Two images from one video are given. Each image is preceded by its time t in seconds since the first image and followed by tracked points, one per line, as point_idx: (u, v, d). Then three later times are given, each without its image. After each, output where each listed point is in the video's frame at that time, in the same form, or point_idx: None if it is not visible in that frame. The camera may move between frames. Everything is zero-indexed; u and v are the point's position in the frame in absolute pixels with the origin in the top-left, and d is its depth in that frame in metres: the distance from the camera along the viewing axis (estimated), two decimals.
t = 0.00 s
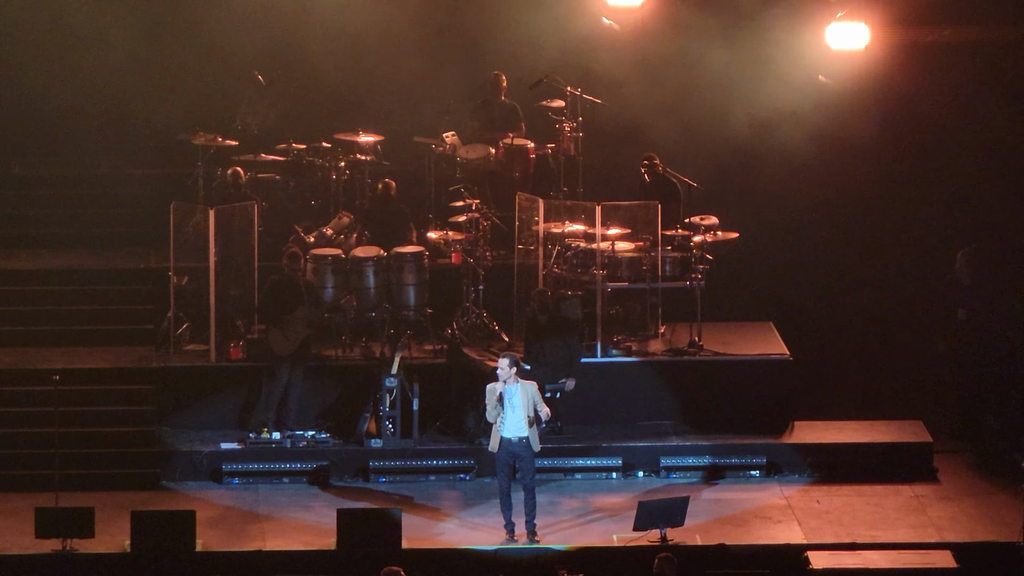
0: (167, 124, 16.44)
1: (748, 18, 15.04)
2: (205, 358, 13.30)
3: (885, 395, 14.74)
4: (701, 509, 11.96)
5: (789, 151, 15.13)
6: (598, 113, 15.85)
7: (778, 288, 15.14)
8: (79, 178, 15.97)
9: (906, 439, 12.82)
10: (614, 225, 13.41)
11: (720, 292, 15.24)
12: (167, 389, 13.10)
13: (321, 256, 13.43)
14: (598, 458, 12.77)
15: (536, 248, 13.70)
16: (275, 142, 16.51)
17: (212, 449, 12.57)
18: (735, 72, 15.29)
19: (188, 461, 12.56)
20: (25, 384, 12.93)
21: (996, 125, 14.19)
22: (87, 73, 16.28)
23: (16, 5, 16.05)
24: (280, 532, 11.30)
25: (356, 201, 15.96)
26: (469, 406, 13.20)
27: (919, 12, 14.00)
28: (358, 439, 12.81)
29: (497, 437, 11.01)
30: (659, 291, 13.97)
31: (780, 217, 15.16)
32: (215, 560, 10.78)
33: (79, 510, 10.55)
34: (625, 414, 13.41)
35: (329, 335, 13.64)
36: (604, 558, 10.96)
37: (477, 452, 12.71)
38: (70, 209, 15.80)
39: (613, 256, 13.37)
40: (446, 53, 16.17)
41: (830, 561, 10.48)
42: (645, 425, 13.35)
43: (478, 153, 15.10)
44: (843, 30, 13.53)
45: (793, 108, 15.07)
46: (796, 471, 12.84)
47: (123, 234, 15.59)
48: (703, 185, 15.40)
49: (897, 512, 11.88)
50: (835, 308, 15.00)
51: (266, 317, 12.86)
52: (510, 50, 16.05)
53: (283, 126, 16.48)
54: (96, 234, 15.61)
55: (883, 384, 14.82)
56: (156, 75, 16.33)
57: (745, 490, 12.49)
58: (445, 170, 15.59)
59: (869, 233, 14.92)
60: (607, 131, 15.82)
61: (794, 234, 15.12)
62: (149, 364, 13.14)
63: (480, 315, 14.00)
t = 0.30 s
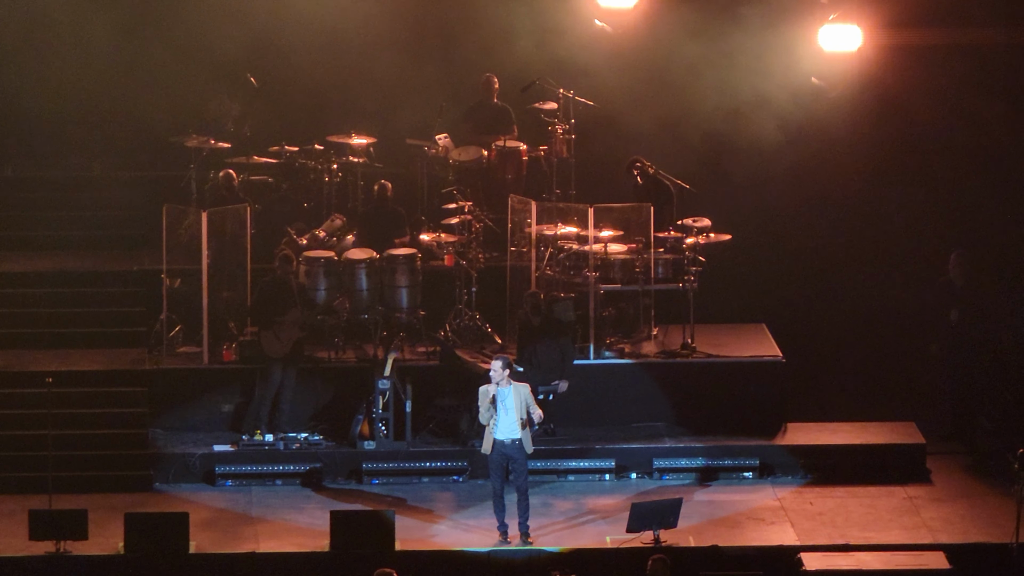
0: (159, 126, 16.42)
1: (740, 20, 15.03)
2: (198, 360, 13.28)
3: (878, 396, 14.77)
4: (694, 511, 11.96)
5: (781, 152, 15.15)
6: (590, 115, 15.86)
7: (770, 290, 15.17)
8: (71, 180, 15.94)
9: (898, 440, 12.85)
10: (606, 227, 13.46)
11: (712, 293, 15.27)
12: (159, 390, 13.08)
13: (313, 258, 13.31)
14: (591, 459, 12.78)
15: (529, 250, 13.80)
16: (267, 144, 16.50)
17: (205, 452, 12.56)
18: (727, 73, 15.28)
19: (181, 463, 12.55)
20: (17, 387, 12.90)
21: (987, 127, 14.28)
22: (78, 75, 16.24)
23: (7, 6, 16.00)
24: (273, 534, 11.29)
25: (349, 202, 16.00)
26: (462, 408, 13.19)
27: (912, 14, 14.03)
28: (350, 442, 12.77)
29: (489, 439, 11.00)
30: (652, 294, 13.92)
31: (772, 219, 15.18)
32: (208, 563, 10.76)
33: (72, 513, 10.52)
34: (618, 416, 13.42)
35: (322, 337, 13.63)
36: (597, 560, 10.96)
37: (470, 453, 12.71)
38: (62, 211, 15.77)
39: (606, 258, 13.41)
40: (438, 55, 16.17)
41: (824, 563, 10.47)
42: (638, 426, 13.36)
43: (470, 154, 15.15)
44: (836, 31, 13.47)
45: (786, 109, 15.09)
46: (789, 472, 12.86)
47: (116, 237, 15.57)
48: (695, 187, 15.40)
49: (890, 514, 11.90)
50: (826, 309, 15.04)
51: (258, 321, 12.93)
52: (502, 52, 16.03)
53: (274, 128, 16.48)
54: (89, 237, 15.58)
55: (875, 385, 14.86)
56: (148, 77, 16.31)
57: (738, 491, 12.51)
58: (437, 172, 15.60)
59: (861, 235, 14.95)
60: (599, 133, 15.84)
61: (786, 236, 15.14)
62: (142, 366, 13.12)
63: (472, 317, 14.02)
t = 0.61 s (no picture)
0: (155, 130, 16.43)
1: (736, 22, 15.00)
2: (193, 364, 13.28)
3: (872, 402, 14.80)
4: (690, 516, 11.98)
5: (778, 156, 15.18)
6: (587, 119, 15.89)
7: (765, 295, 15.20)
8: (68, 185, 15.94)
9: (894, 445, 12.87)
10: (603, 231, 13.51)
11: (708, 298, 15.29)
12: (155, 394, 13.10)
13: (310, 262, 13.36)
14: (587, 464, 12.77)
15: (525, 254, 13.68)
16: (264, 149, 16.52)
17: (201, 456, 12.56)
18: (723, 78, 15.28)
19: (177, 467, 12.56)
20: (14, 391, 12.90)
21: (983, 132, 14.30)
22: (74, 80, 16.26)
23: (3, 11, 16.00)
24: (269, 538, 11.29)
25: (345, 206, 15.97)
26: (458, 413, 13.20)
27: (908, 18, 14.06)
28: (347, 446, 12.78)
29: (486, 443, 11.00)
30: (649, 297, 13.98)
31: (768, 224, 15.21)
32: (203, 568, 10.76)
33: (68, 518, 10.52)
34: (614, 420, 13.45)
35: (319, 341, 13.70)
36: (593, 565, 10.96)
37: (465, 458, 12.71)
38: (58, 216, 15.77)
39: (601, 262, 13.46)
40: (434, 59, 16.18)
41: (817, 567, 10.42)
42: (634, 430, 13.39)
43: (467, 159, 15.11)
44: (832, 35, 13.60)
45: (782, 114, 15.11)
46: (784, 476, 12.87)
47: (112, 241, 15.58)
48: (691, 192, 15.43)
49: (886, 518, 11.92)
50: (821, 314, 15.07)
51: (254, 325, 12.90)
52: (498, 56, 16.07)
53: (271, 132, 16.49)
54: (85, 241, 15.59)
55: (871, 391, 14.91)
56: (144, 81, 16.32)
57: (733, 496, 12.52)
58: (434, 176, 15.61)
59: (856, 240, 15.00)
60: (595, 138, 15.86)
61: (782, 241, 15.17)
62: (138, 371, 13.13)
63: (469, 321, 14.05)
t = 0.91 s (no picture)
0: (155, 137, 16.45)
1: (736, 28, 15.12)
2: (194, 371, 13.28)
3: (871, 407, 14.81)
4: (690, 521, 11.97)
5: (777, 162, 15.24)
6: (586, 125, 15.91)
7: (765, 300, 15.22)
8: (67, 191, 15.96)
9: (894, 450, 12.87)
10: (602, 237, 13.49)
11: (707, 303, 15.31)
12: (155, 400, 13.09)
13: (309, 269, 13.35)
14: (586, 469, 12.78)
15: (525, 260, 13.73)
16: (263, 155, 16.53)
17: (201, 462, 12.56)
18: (723, 84, 15.33)
19: (177, 473, 12.55)
20: (14, 398, 12.91)
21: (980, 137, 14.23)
22: (74, 87, 16.29)
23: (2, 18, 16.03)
24: (269, 544, 11.29)
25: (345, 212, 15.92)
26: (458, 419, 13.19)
27: (907, 23, 14.05)
28: (347, 452, 12.79)
29: (486, 448, 11.01)
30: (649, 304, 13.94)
31: (767, 229, 15.23)
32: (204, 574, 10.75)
33: (69, 526, 10.43)
34: (614, 426, 13.44)
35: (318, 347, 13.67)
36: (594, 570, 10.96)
37: (466, 464, 12.72)
38: (58, 222, 15.79)
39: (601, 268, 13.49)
40: (432, 65, 16.20)
41: (819, 571, 10.41)
42: (634, 436, 13.37)
43: (467, 165, 15.06)
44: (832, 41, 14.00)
45: (782, 120, 15.19)
46: (784, 482, 12.88)
47: (112, 248, 15.60)
48: (691, 197, 15.45)
49: (886, 523, 11.91)
50: (821, 319, 15.09)
51: (257, 332, 12.88)
52: (497, 62, 16.09)
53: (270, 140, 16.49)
54: (85, 247, 15.60)
55: (870, 396, 14.93)
56: (144, 88, 16.34)
57: (733, 501, 12.51)
58: (433, 182, 15.62)
59: (856, 245, 15.02)
60: (595, 143, 15.87)
61: (782, 246, 15.20)
62: (138, 377, 13.13)
63: (469, 327, 14.00)
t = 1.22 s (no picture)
0: (155, 143, 16.46)
1: (736, 34, 15.14)
2: (194, 377, 13.28)
3: (872, 413, 14.79)
4: (690, 527, 11.96)
5: (778, 168, 15.24)
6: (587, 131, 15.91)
7: (765, 306, 15.22)
8: (68, 197, 15.97)
9: (894, 456, 12.85)
10: (602, 243, 13.49)
11: (708, 309, 15.30)
12: (155, 406, 13.09)
13: (309, 274, 13.33)
14: (586, 475, 12.77)
15: (525, 266, 13.73)
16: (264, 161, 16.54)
17: (201, 468, 12.56)
18: (723, 90, 15.35)
19: (177, 479, 12.55)
20: (14, 404, 12.91)
21: (980, 141, 14.26)
22: (75, 93, 16.31)
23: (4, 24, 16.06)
24: (269, 550, 11.28)
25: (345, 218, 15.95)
26: (458, 424, 13.18)
27: (907, 29, 14.04)
28: (346, 457, 12.73)
29: (486, 454, 11.00)
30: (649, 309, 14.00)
31: (768, 235, 15.24)
32: None
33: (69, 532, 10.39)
34: (614, 432, 13.43)
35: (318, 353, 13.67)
36: None
37: (465, 469, 12.70)
38: (59, 228, 15.80)
39: (601, 273, 13.43)
40: (433, 71, 16.23)
41: None
42: (634, 442, 13.37)
43: (467, 171, 15.09)
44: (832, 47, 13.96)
45: (782, 125, 15.20)
46: (784, 488, 12.86)
47: (112, 253, 15.60)
48: (691, 203, 15.45)
49: (886, 529, 11.90)
50: (821, 325, 15.10)
51: (257, 337, 12.91)
52: (498, 68, 16.09)
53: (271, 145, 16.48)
54: (86, 253, 15.61)
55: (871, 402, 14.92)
56: (144, 94, 16.37)
57: (733, 507, 12.50)
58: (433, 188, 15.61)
59: (857, 251, 15.03)
60: (595, 149, 15.86)
61: (782, 252, 15.21)
62: (138, 383, 13.14)
63: (468, 333, 14.01)
